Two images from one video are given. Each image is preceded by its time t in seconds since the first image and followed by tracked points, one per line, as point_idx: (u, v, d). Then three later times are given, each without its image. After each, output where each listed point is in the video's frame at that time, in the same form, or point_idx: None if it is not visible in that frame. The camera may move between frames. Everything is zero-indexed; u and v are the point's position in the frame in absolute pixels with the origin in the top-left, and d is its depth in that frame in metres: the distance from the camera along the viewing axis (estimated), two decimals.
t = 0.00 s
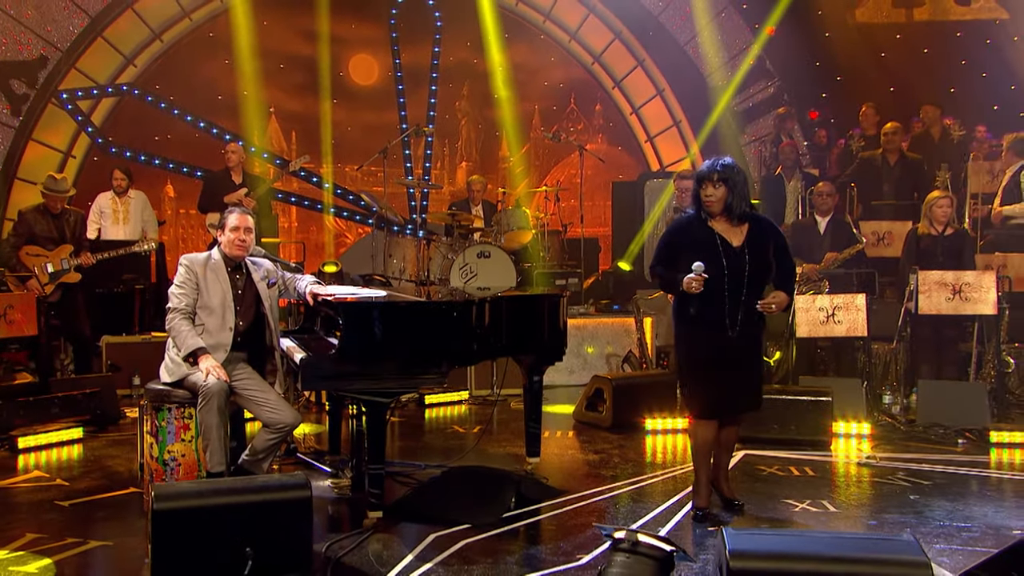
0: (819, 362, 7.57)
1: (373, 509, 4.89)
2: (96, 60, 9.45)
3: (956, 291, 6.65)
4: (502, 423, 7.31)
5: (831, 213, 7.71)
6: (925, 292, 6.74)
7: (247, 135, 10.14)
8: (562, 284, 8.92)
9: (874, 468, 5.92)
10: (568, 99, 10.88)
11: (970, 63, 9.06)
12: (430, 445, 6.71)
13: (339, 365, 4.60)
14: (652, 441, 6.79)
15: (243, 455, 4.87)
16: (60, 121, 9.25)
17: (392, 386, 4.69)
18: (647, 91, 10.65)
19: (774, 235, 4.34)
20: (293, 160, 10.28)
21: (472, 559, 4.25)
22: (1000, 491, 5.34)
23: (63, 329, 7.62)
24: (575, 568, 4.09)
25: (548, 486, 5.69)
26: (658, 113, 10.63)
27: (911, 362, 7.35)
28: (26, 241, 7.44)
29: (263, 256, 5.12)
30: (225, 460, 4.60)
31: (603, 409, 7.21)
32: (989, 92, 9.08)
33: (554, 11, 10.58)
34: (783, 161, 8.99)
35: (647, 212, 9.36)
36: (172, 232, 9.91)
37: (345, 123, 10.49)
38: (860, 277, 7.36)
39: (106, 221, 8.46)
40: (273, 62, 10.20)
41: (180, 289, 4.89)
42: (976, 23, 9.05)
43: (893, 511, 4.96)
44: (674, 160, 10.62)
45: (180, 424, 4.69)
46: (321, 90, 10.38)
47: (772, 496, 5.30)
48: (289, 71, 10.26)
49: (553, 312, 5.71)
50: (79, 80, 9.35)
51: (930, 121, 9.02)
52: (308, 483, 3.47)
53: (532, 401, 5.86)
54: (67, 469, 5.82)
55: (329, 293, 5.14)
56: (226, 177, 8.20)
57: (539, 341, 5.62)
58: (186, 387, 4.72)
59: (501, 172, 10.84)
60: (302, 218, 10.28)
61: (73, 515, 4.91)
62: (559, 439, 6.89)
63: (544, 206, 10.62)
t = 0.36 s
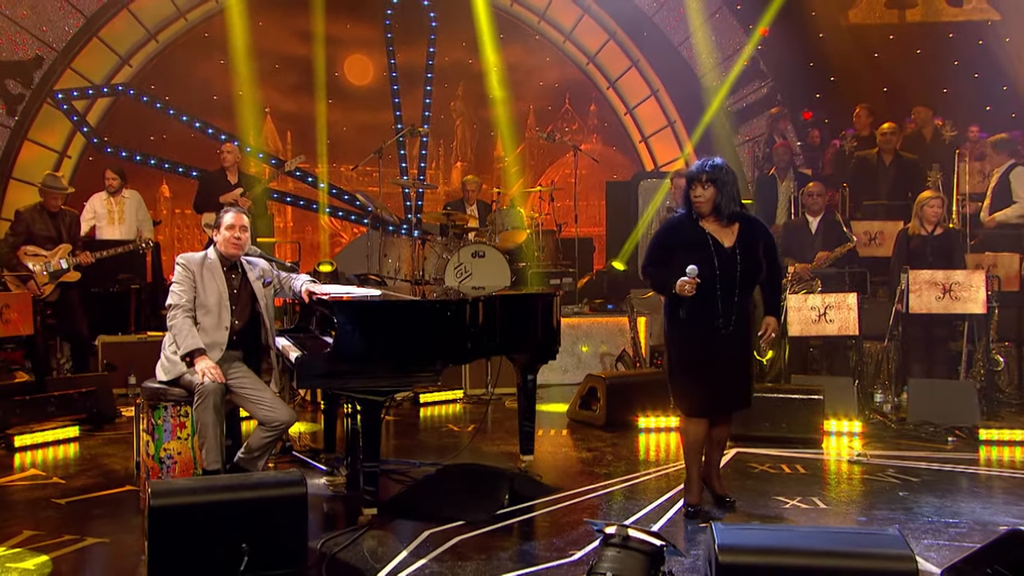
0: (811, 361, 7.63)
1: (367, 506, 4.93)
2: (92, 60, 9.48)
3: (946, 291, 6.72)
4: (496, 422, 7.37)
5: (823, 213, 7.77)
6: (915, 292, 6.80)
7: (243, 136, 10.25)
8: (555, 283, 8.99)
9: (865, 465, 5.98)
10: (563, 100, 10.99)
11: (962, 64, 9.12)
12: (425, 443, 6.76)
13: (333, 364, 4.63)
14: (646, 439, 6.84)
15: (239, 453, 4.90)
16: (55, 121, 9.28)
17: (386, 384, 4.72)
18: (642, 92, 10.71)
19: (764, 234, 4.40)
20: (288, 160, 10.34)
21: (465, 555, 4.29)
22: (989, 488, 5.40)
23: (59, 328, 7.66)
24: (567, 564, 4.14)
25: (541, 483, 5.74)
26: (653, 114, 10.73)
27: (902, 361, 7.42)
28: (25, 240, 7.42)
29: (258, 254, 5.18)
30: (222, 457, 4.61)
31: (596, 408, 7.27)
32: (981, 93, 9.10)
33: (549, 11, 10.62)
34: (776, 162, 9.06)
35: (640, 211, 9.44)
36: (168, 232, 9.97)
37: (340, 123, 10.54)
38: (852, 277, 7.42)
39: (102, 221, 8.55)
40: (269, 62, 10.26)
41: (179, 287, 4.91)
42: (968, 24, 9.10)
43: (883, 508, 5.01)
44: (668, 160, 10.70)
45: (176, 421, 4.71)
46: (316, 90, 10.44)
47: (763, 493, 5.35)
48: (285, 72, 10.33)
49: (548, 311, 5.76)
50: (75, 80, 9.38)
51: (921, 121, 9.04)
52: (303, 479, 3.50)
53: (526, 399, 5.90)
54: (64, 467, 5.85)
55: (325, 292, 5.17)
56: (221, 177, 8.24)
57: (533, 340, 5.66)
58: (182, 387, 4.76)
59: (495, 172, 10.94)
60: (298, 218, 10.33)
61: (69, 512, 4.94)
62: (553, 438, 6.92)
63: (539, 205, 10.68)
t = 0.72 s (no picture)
0: (809, 360, 7.65)
1: (366, 504, 4.96)
2: (92, 60, 9.50)
3: (942, 290, 6.75)
4: (494, 421, 7.40)
5: (821, 213, 7.78)
6: (912, 291, 6.83)
7: (243, 137, 10.27)
8: (554, 282, 9.02)
9: (860, 464, 6.01)
10: (562, 101, 11.05)
11: (961, 65, 9.15)
12: (424, 442, 6.79)
13: (332, 364, 4.65)
14: (644, 438, 6.86)
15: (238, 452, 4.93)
16: (55, 121, 9.32)
17: (386, 384, 4.75)
18: (641, 92, 10.73)
19: (760, 235, 4.42)
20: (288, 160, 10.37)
21: (464, 553, 4.32)
22: (984, 486, 5.43)
23: (58, 328, 7.71)
24: (564, 561, 4.17)
25: (539, 482, 5.77)
26: (652, 114, 10.76)
27: (899, 360, 7.45)
28: (32, 239, 7.47)
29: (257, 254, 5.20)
30: (222, 456, 4.64)
31: (594, 408, 7.31)
32: (979, 94, 9.13)
33: (548, 11, 10.67)
34: (773, 164, 9.11)
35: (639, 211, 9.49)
36: (168, 232, 10.01)
37: (339, 124, 10.57)
38: (849, 277, 7.45)
39: (101, 222, 8.58)
40: (268, 63, 10.29)
41: (179, 287, 4.93)
42: (966, 25, 9.12)
43: (879, 506, 5.04)
44: (666, 161, 10.75)
45: (176, 421, 4.73)
46: (316, 91, 10.47)
47: (760, 492, 5.38)
48: (284, 72, 10.36)
49: (546, 312, 5.78)
50: (74, 80, 9.41)
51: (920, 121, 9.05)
52: (303, 478, 3.52)
53: (524, 398, 5.94)
54: (65, 466, 5.88)
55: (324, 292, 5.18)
56: (221, 177, 8.26)
57: (532, 340, 5.66)
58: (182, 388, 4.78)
59: (494, 172, 10.97)
60: (297, 218, 10.36)
61: (70, 511, 4.97)
62: (551, 437, 6.94)
63: (537, 205, 10.72)
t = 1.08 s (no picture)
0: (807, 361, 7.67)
1: (365, 503, 4.99)
2: (92, 61, 9.52)
3: (940, 290, 6.77)
4: (493, 421, 7.41)
5: (820, 213, 7.79)
6: (910, 291, 6.85)
7: (242, 137, 10.29)
8: (553, 282, 9.03)
9: (859, 463, 6.03)
10: (561, 101, 11.06)
11: (960, 65, 9.20)
12: (424, 441, 6.81)
13: (332, 363, 4.67)
14: (643, 438, 6.88)
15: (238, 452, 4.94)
16: (55, 121, 9.36)
17: (385, 384, 4.77)
18: (640, 92, 10.72)
19: (759, 236, 4.43)
20: (288, 160, 10.39)
21: (463, 552, 4.33)
22: (981, 486, 5.44)
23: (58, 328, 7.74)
24: (563, 560, 4.18)
25: (538, 481, 5.79)
26: (651, 114, 10.77)
27: (897, 360, 7.46)
28: (39, 238, 7.55)
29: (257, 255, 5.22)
30: (222, 455, 4.65)
31: (593, 407, 7.33)
32: (977, 95, 9.20)
33: (548, 11, 10.69)
34: (769, 166, 8.95)
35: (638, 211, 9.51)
36: (168, 232, 10.03)
37: (338, 124, 10.58)
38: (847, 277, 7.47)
39: (101, 222, 8.60)
40: (268, 63, 10.31)
41: (179, 287, 4.95)
42: (964, 25, 9.16)
43: (876, 505, 5.05)
44: (665, 161, 10.74)
45: (176, 420, 4.74)
46: (315, 91, 10.49)
47: (758, 491, 5.39)
48: (284, 72, 10.38)
49: (546, 312, 5.81)
50: (74, 80, 9.43)
51: (920, 121, 9.06)
52: (302, 477, 3.53)
53: (524, 398, 5.95)
54: (65, 466, 5.90)
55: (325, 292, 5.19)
56: (220, 177, 8.28)
57: (531, 339, 5.68)
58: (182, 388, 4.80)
59: (493, 172, 10.99)
60: (297, 218, 10.40)
61: (71, 510, 4.99)
62: (550, 437, 6.96)
63: (537, 206, 10.74)
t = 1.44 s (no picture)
0: (808, 362, 7.67)
1: (365, 505, 4.99)
2: (92, 62, 9.53)
3: (940, 292, 6.78)
4: (493, 422, 7.42)
5: (820, 215, 7.80)
6: (910, 293, 6.86)
7: (242, 139, 10.31)
8: (553, 283, 9.04)
9: (859, 464, 6.03)
10: (561, 103, 11.06)
11: (959, 66, 9.26)
12: (424, 442, 6.82)
13: (332, 364, 4.68)
14: (643, 439, 6.88)
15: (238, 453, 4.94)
16: (54, 123, 9.39)
17: (385, 385, 4.77)
18: (640, 94, 10.67)
19: (759, 238, 4.42)
20: (288, 161, 10.40)
21: (463, 553, 4.34)
22: (981, 487, 5.45)
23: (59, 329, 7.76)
24: (563, 561, 4.19)
25: (538, 482, 5.79)
26: (650, 116, 10.74)
27: (897, 361, 7.47)
28: (45, 237, 7.48)
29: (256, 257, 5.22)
30: (223, 456, 4.65)
31: (593, 408, 7.34)
32: (976, 97, 9.23)
33: (548, 13, 10.69)
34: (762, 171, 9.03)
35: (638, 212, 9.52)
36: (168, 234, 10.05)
37: (338, 125, 10.60)
38: (847, 278, 7.48)
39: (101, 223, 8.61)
40: (268, 64, 10.33)
41: (179, 289, 4.95)
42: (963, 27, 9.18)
43: (877, 507, 5.06)
44: (665, 162, 10.71)
45: (177, 421, 4.73)
46: (315, 92, 10.50)
47: (757, 492, 5.40)
48: (283, 74, 10.39)
49: (545, 314, 5.81)
50: (74, 82, 9.45)
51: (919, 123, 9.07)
52: (302, 478, 3.52)
53: (524, 399, 5.95)
54: (65, 467, 5.91)
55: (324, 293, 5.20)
56: (221, 179, 8.29)
57: (530, 341, 5.67)
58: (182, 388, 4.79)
59: (493, 174, 11.00)
60: (297, 219, 10.44)
61: (71, 511, 4.99)
62: (550, 438, 6.97)
63: (537, 207, 10.76)
